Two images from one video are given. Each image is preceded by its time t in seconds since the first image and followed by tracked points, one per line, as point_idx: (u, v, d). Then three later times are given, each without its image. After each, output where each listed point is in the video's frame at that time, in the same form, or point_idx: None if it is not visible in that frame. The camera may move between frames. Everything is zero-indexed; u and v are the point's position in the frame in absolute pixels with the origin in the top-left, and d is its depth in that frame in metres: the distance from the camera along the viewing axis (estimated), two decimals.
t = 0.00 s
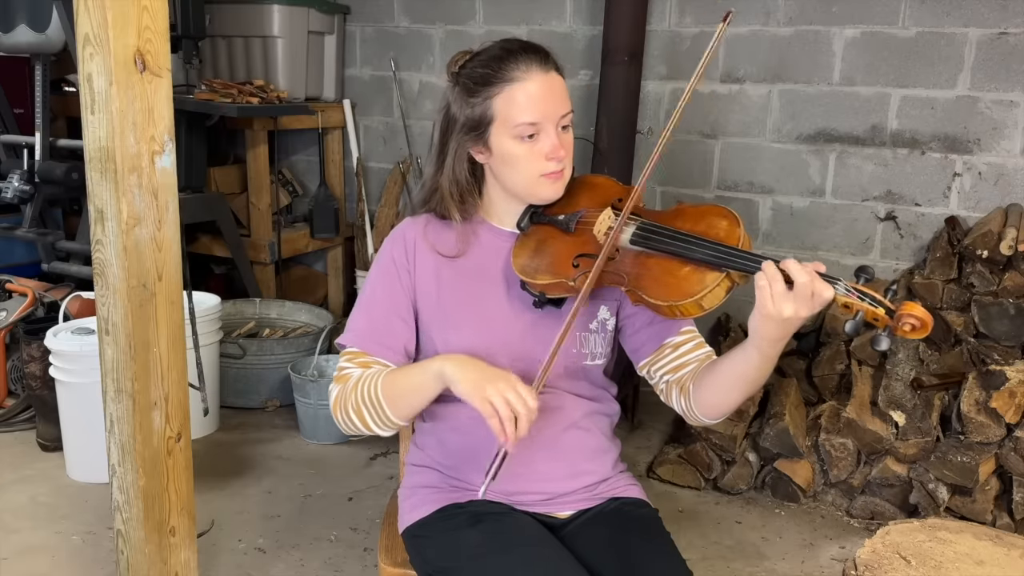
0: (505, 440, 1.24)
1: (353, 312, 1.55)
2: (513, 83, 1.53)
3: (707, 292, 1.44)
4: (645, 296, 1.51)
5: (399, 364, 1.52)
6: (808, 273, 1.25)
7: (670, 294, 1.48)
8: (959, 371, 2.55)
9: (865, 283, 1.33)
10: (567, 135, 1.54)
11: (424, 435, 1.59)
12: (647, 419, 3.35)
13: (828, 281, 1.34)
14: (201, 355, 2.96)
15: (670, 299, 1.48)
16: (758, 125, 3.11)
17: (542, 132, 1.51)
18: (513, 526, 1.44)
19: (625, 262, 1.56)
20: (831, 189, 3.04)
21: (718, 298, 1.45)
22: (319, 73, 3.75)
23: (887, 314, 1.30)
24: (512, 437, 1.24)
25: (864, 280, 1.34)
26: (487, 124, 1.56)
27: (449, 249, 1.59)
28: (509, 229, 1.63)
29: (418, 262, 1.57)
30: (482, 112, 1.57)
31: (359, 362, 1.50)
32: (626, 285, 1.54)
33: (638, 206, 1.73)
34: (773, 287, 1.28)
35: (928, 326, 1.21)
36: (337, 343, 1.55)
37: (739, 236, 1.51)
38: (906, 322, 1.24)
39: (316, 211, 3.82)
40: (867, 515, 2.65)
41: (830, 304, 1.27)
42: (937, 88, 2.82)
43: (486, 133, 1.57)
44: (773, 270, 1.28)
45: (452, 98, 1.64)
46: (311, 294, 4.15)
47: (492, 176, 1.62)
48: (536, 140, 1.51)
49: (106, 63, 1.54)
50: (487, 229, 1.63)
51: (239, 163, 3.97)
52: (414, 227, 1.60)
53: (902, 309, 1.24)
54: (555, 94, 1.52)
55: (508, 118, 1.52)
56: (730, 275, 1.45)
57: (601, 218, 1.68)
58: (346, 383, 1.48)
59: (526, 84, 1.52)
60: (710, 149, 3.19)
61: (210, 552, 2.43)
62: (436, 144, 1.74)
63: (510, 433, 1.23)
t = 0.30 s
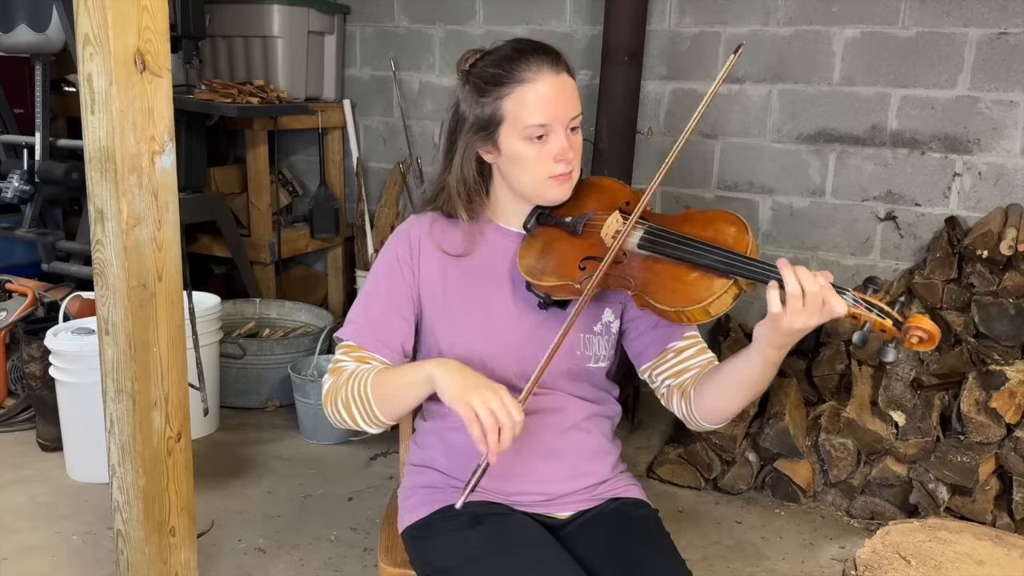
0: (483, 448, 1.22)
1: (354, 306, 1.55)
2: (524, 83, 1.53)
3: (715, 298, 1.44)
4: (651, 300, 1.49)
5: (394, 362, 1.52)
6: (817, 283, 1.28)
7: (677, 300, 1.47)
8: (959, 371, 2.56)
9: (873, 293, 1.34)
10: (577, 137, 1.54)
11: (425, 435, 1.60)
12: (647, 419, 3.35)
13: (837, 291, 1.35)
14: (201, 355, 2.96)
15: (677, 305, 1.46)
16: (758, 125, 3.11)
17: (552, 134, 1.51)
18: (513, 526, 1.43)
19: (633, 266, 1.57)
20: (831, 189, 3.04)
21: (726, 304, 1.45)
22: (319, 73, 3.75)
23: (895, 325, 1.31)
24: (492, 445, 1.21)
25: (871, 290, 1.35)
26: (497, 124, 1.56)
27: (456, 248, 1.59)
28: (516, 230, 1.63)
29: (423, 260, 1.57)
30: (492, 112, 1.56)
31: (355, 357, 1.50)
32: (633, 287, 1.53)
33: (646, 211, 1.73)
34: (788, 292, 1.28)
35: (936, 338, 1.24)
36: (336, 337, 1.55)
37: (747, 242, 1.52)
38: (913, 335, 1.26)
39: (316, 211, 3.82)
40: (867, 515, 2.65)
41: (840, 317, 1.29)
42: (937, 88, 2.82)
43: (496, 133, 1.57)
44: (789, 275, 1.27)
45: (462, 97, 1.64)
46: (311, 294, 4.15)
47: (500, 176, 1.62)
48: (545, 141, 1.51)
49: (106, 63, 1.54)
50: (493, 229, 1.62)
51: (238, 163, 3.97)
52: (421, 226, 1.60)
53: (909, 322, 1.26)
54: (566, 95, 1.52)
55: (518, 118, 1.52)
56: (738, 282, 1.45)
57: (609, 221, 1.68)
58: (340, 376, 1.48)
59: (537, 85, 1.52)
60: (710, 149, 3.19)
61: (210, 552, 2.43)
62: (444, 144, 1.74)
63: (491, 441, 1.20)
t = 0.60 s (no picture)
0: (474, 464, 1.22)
1: (354, 304, 1.55)
2: (532, 84, 1.53)
3: (721, 304, 1.44)
4: (656, 305, 1.49)
5: (393, 360, 1.52)
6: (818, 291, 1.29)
7: (683, 306, 1.47)
8: (959, 371, 2.56)
9: (880, 303, 1.35)
10: (584, 139, 1.54)
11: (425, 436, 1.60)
12: (647, 419, 3.35)
13: (843, 300, 1.36)
14: (202, 355, 2.96)
15: (683, 311, 1.47)
16: (758, 125, 3.11)
17: (560, 136, 1.51)
18: (514, 526, 1.43)
19: (639, 268, 1.56)
20: (831, 189, 3.04)
21: (732, 311, 1.44)
22: (319, 73, 3.75)
23: (901, 337, 1.33)
24: (482, 461, 1.22)
25: (878, 300, 1.36)
26: (504, 125, 1.56)
27: (460, 248, 1.59)
28: (521, 231, 1.63)
29: (427, 259, 1.57)
30: (500, 113, 1.56)
31: (354, 354, 1.50)
32: (639, 291, 1.53)
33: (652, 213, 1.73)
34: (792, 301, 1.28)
35: (941, 349, 1.25)
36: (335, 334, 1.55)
37: (754, 249, 1.52)
38: (919, 345, 1.28)
39: (316, 211, 3.82)
40: (867, 515, 2.65)
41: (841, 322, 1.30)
42: (937, 88, 2.82)
43: (503, 134, 1.57)
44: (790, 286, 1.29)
45: (469, 97, 1.64)
46: (311, 294, 4.15)
47: (506, 177, 1.61)
48: (553, 144, 1.51)
49: (106, 63, 1.54)
50: (498, 229, 1.62)
51: (239, 163, 3.97)
52: (425, 225, 1.60)
53: (915, 332, 1.28)
54: (574, 97, 1.52)
55: (526, 120, 1.52)
56: (745, 288, 1.45)
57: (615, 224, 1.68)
58: (337, 373, 1.48)
59: (545, 87, 1.52)
60: (710, 149, 3.19)
61: (210, 552, 2.43)
62: (449, 143, 1.74)
63: (481, 458, 1.21)
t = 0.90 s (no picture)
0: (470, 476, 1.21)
1: (355, 302, 1.55)
2: (535, 84, 1.53)
3: (723, 305, 1.44)
4: (658, 305, 1.49)
5: (392, 359, 1.52)
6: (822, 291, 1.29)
7: (685, 307, 1.47)
8: (959, 371, 2.56)
9: (883, 304, 1.36)
10: (587, 139, 1.54)
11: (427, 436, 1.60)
12: (647, 419, 3.35)
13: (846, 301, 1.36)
14: (201, 355, 2.96)
15: (685, 311, 1.46)
16: (758, 125, 3.11)
17: (562, 137, 1.51)
18: (513, 526, 1.43)
19: (641, 269, 1.56)
20: (831, 189, 3.04)
21: (734, 311, 1.45)
22: (319, 73, 3.75)
23: (903, 338, 1.32)
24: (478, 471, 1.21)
25: (881, 302, 1.36)
26: (507, 125, 1.56)
27: (462, 248, 1.59)
28: (523, 231, 1.63)
29: (429, 259, 1.57)
30: (503, 113, 1.56)
31: (353, 353, 1.50)
32: (641, 292, 1.53)
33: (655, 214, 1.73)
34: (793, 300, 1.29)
35: (944, 351, 1.24)
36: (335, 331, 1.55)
37: (757, 250, 1.52)
38: (922, 347, 1.26)
39: (316, 211, 3.82)
40: (867, 515, 2.65)
41: (845, 323, 1.30)
42: (937, 88, 2.82)
43: (505, 134, 1.57)
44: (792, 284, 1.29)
45: (472, 97, 1.64)
46: (311, 294, 4.15)
47: (509, 177, 1.61)
48: (555, 144, 1.51)
49: (106, 63, 1.54)
50: (500, 229, 1.62)
51: (239, 163, 3.97)
52: (428, 224, 1.60)
53: (918, 334, 1.26)
54: (577, 98, 1.52)
55: (529, 120, 1.52)
56: (747, 289, 1.45)
57: (617, 224, 1.68)
58: (336, 371, 1.48)
59: (548, 87, 1.52)
60: (710, 149, 3.19)
61: (210, 552, 2.43)
62: (451, 143, 1.74)
63: (476, 468, 1.21)
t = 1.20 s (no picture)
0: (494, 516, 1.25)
1: (351, 302, 1.55)
2: (531, 83, 1.53)
3: (718, 300, 1.44)
4: (654, 300, 1.49)
5: (390, 363, 1.53)
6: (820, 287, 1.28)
7: (681, 301, 1.47)
8: (959, 371, 2.56)
9: (878, 297, 1.35)
10: (583, 138, 1.54)
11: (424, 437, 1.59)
12: (647, 419, 3.35)
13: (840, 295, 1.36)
14: (201, 355, 2.96)
15: (680, 306, 1.46)
16: (758, 125, 3.11)
17: (559, 135, 1.51)
18: (514, 526, 1.43)
19: (637, 266, 1.56)
20: (831, 189, 3.04)
21: (729, 306, 1.44)
22: (319, 73, 3.75)
23: (899, 330, 1.31)
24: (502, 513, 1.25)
25: (876, 294, 1.36)
26: (504, 124, 1.56)
27: (457, 248, 1.59)
28: (519, 230, 1.63)
29: (426, 259, 1.57)
30: (499, 111, 1.56)
31: (356, 363, 1.50)
32: (636, 288, 1.53)
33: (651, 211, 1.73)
34: (788, 300, 1.28)
35: (940, 342, 1.23)
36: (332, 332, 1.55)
37: (752, 244, 1.52)
38: (917, 338, 1.25)
39: (316, 211, 3.82)
40: (867, 515, 2.65)
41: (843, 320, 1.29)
42: (937, 88, 2.82)
43: (502, 133, 1.57)
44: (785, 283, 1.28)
45: (468, 96, 1.64)
46: (311, 294, 4.15)
47: (505, 175, 1.61)
48: (552, 143, 1.51)
49: (106, 63, 1.54)
50: (496, 229, 1.62)
51: (238, 163, 3.97)
52: (423, 225, 1.60)
53: (913, 326, 1.26)
54: (573, 97, 1.52)
55: (525, 119, 1.52)
56: (742, 284, 1.45)
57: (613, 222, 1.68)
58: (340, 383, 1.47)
59: (544, 86, 1.52)
60: (710, 149, 3.19)
61: (210, 552, 2.43)
62: (448, 143, 1.74)
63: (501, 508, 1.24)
